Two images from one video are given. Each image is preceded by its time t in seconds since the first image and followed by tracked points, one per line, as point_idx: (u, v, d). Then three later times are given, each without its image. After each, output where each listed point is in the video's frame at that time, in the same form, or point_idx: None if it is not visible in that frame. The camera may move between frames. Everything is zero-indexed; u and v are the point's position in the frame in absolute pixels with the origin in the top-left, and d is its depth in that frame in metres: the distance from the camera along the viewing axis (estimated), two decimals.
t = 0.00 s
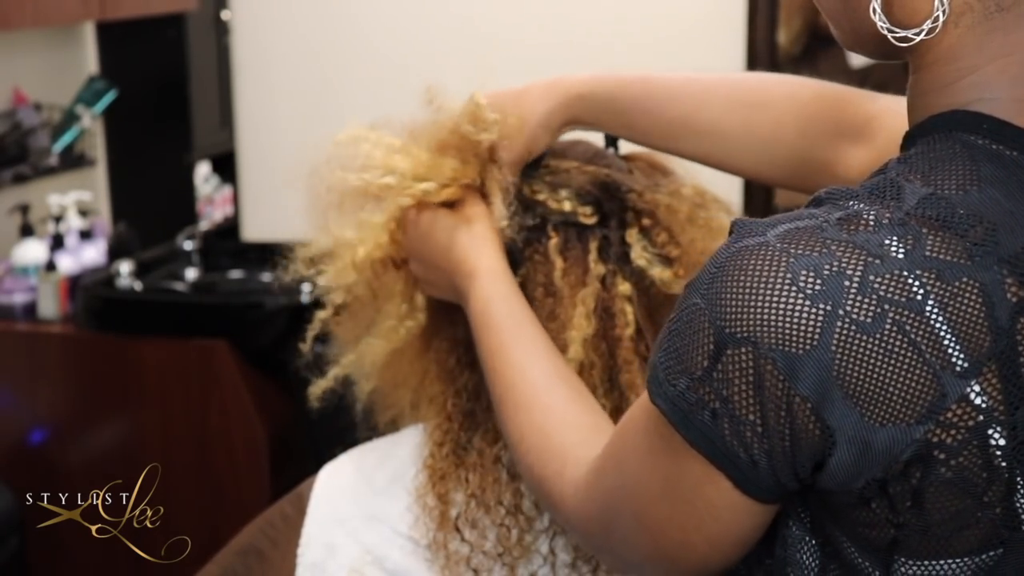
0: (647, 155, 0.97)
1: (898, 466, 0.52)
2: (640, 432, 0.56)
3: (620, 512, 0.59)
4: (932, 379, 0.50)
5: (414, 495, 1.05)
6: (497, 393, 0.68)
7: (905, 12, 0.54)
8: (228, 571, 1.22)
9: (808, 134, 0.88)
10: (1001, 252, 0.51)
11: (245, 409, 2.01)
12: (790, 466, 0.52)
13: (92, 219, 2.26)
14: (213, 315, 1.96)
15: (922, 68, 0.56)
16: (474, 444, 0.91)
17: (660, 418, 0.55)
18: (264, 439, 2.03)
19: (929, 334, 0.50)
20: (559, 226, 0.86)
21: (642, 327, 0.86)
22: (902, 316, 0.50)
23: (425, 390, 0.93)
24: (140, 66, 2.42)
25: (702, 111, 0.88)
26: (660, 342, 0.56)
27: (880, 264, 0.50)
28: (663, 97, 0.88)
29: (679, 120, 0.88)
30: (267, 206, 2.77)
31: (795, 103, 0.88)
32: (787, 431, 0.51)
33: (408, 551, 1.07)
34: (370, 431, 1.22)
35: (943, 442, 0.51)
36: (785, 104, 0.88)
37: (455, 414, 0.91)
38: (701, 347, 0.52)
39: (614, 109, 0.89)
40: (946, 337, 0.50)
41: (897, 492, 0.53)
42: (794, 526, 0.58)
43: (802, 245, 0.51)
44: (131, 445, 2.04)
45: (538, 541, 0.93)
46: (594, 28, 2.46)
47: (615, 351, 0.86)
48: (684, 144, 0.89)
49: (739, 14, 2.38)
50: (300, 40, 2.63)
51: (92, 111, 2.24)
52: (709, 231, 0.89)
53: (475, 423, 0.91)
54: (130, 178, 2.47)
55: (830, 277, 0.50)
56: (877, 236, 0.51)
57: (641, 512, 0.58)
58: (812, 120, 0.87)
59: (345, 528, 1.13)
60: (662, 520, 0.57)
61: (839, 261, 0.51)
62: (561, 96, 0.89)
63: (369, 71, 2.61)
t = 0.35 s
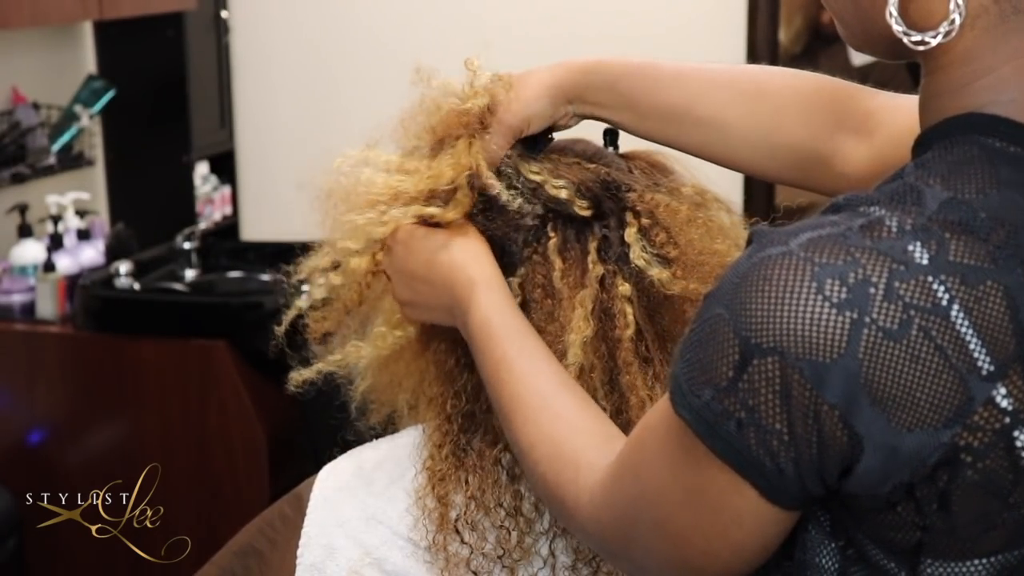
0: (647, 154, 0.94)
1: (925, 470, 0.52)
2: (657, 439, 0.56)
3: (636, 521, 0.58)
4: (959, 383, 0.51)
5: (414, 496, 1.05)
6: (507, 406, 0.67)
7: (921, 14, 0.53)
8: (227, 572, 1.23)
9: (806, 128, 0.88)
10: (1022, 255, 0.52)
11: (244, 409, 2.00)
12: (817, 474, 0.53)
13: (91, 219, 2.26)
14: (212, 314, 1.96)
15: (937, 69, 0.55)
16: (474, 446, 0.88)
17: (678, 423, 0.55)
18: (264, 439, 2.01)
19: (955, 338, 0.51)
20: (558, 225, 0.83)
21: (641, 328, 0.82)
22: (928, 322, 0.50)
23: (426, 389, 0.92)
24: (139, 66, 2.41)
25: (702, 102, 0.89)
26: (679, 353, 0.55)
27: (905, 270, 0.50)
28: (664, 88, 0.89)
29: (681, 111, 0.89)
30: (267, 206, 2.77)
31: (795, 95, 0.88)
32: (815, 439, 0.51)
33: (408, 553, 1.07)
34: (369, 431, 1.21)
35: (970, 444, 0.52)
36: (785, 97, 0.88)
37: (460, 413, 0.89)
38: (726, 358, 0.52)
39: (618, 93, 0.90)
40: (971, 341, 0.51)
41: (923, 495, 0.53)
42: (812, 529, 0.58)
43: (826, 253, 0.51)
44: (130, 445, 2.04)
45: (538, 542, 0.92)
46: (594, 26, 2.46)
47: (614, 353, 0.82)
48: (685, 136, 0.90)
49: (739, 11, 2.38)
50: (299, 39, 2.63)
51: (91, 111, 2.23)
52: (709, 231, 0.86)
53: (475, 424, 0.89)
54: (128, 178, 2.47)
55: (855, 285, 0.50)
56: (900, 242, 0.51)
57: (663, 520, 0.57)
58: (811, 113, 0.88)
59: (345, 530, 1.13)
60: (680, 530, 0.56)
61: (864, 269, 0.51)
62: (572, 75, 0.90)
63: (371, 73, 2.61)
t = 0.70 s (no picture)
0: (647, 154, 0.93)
1: (920, 476, 0.52)
2: (649, 443, 0.56)
3: (633, 524, 0.58)
4: (953, 390, 0.50)
5: (414, 495, 1.05)
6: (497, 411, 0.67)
7: (909, 15, 0.52)
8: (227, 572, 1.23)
9: (803, 126, 0.87)
10: (1015, 260, 0.51)
11: (243, 409, 2.00)
12: (814, 482, 0.52)
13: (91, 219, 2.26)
14: (211, 314, 1.96)
15: (928, 71, 0.55)
16: (473, 445, 0.88)
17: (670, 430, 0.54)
18: (264, 439, 2.01)
19: (948, 344, 0.50)
20: (556, 224, 0.83)
21: (641, 327, 0.82)
22: (922, 329, 0.50)
23: (425, 390, 0.91)
24: (139, 66, 2.41)
25: (695, 99, 0.88)
26: (672, 363, 0.54)
27: (898, 277, 0.50)
28: (659, 85, 0.88)
29: (672, 106, 0.88)
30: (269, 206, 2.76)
31: (791, 91, 0.88)
32: (811, 449, 0.51)
33: (408, 553, 1.07)
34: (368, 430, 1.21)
35: (965, 450, 0.51)
36: (780, 93, 0.88)
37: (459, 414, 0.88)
38: (720, 368, 0.51)
39: (610, 89, 0.88)
40: (965, 347, 0.50)
41: (919, 501, 0.53)
42: (807, 533, 0.57)
43: (819, 261, 0.50)
44: (130, 445, 2.03)
45: (538, 542, 0.91)
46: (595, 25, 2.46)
47: (613, 351, 0.82)
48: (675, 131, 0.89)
49: (740, 10, 2.38)
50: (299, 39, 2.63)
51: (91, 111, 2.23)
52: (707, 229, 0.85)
53: (475, 424, 0.88)
54: (128, 178, 2.47)
55: (849, 293, 0.50)
56: (892, 249, 0.50)
57: (661, 527, 0.56)
58: (808, 111, 0.87)
59: (345, 529, 1.12)
60: (678, 537, 0.56)
61: (857, 276, 0.50)
62: (562, 71, 0.88)
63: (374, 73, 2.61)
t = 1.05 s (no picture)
0: (649, 155, 0.92)
1: (917, 483, 0.51)
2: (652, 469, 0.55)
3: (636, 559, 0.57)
4: (946, 394, 0.50)
5: (413, 495, 1.05)
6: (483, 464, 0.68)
7: (893, 17, 0.51)
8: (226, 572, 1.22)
9: (826, 124, 0.87)
10: (1004, 260, 0.50)
11: (243, 410, 1.99)
12: (818, 494, 0.51)
13: (91, 218, 2.26)
14: (212, 313, 1.96)
15: (913, 73, 0.54)
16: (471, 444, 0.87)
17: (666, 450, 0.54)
18: (264, 439, 2.00)
19: (938, 348, 0.50)
20: (558, 220, 0.83)
21: (640, 326, 0.82)
22: (912, 333, 0.49)
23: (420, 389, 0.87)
24: (140, 65, 2.42)
25: (729, 81, 0.90)
26: (665, 381, 0.54)
27: (886, 281, 0.49)
28: (694, 69, 0.91)
29: (701, 86, 0.91)
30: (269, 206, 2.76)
31: (825, 90, 0.88)
32: (813, 461, 0.50)
33: (408, 552, 1.07)
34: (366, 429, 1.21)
35: (960, 456, 0.51)
36: (813, 91, 0.89)
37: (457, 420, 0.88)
38: (715, 383, 0.50)
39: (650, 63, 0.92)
40: (956, 351, 0.50)
41: (918, 507, 0.52)
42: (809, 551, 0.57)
43: (807, 268, 0.50)
44: (130, 446, 2.03)
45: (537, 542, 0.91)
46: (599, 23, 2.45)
47: (612, 349, 0.81)
48: (699, 111, 0.91)
49: (741, 7, 2.38)
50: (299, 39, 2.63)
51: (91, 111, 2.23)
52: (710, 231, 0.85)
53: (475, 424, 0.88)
54: (129, 178, 2.47)
55: (838, 299, 0.49)
56: (880, 253, 0.50)
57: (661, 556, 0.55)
58: (833, 109, 0.87)
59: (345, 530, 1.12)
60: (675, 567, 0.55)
61: (846, 282, 0.49)
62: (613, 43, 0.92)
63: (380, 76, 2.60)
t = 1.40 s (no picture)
0: (654, 157, 0.93)
1: (922, 492, 0.51)
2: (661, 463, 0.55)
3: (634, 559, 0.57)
4: (950, 400, 0.50)
5: (414, 494, 1.05)
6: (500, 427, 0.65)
7: (875, 16, 0.52)
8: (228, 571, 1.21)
9: (840, 125, 0.90)
10: (1004, 264, 0.51)
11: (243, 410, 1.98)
12: (825, 502, 0.51)
13: (91, 219, 2.26)
14: (211, 313, 1.96)
15: (902, 74, 0.55)
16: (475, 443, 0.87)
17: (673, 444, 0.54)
18: (264, 440, 2.00)
19: (943, 354, 0.50)
20: (561, 219, 0.83)
21: (642, 324, 0.82)
22: (917, 340, 0.49)
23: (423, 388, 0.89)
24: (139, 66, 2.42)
25: (736, 86, 0.93)
26: (668, 387, 0.54)
27: (889, 286, 0.49)
28: (705, 73, 0.94)
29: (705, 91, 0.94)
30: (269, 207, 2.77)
31: (834, 94, 0.91)
32: (820, 471, 0.50)
33: (409, 550, 1.07)
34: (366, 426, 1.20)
35: (964, 463, 0.51)
36: (822, 94, 0.92)
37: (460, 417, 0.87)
38: (721, 392, 0.51)
39: (658, 70, 0.95)
40: (960, 357, 0.50)
41: (922, 516, 0.52)
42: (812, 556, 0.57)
43: (810, 275, 0.50)
44: (130, 446, 2.03)
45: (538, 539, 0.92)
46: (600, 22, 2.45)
47: (615, 347, 0.81)
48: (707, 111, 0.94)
49: (740, 5, 2.38)
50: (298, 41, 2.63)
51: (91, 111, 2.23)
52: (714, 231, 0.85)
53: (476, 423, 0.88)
54: (129, 178, 2.47)
55: (841, 306, 0.49)
56: (883, 258, 0.50)
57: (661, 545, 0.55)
58: (844, 112, 0.90)
59: (346, 527, 1.12)
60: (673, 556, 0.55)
61: (849, 287, 0.50)
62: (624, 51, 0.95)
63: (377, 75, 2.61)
